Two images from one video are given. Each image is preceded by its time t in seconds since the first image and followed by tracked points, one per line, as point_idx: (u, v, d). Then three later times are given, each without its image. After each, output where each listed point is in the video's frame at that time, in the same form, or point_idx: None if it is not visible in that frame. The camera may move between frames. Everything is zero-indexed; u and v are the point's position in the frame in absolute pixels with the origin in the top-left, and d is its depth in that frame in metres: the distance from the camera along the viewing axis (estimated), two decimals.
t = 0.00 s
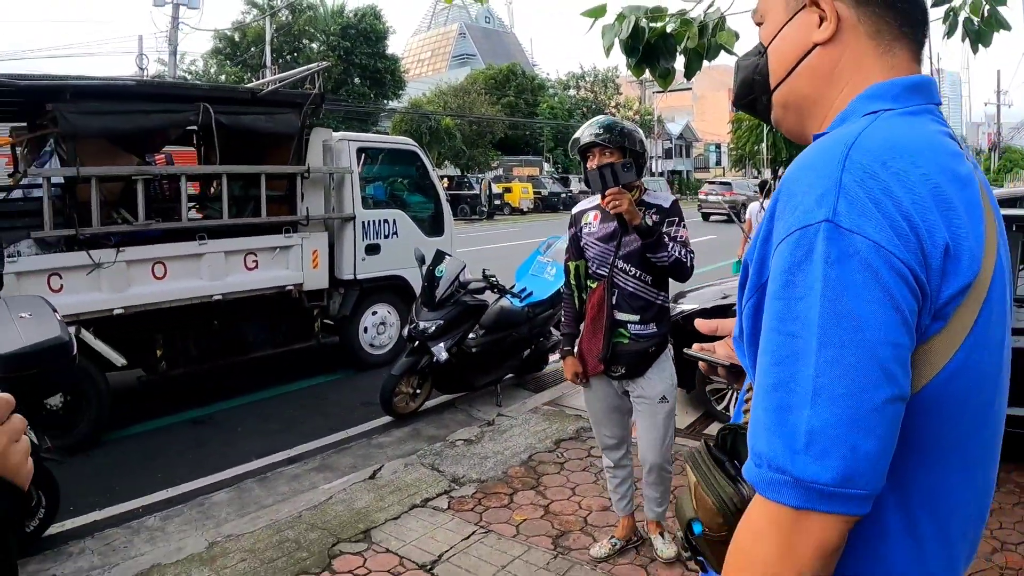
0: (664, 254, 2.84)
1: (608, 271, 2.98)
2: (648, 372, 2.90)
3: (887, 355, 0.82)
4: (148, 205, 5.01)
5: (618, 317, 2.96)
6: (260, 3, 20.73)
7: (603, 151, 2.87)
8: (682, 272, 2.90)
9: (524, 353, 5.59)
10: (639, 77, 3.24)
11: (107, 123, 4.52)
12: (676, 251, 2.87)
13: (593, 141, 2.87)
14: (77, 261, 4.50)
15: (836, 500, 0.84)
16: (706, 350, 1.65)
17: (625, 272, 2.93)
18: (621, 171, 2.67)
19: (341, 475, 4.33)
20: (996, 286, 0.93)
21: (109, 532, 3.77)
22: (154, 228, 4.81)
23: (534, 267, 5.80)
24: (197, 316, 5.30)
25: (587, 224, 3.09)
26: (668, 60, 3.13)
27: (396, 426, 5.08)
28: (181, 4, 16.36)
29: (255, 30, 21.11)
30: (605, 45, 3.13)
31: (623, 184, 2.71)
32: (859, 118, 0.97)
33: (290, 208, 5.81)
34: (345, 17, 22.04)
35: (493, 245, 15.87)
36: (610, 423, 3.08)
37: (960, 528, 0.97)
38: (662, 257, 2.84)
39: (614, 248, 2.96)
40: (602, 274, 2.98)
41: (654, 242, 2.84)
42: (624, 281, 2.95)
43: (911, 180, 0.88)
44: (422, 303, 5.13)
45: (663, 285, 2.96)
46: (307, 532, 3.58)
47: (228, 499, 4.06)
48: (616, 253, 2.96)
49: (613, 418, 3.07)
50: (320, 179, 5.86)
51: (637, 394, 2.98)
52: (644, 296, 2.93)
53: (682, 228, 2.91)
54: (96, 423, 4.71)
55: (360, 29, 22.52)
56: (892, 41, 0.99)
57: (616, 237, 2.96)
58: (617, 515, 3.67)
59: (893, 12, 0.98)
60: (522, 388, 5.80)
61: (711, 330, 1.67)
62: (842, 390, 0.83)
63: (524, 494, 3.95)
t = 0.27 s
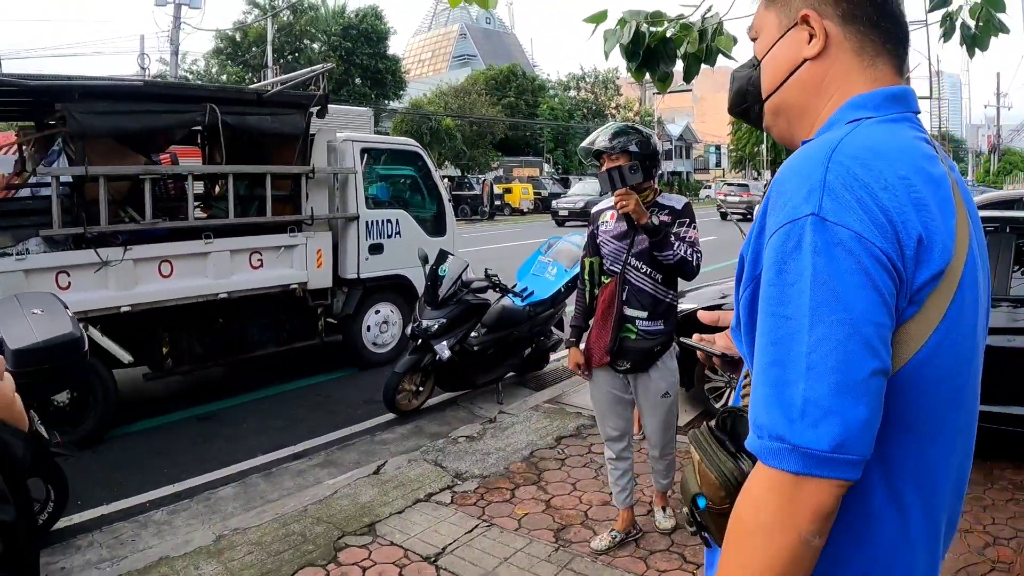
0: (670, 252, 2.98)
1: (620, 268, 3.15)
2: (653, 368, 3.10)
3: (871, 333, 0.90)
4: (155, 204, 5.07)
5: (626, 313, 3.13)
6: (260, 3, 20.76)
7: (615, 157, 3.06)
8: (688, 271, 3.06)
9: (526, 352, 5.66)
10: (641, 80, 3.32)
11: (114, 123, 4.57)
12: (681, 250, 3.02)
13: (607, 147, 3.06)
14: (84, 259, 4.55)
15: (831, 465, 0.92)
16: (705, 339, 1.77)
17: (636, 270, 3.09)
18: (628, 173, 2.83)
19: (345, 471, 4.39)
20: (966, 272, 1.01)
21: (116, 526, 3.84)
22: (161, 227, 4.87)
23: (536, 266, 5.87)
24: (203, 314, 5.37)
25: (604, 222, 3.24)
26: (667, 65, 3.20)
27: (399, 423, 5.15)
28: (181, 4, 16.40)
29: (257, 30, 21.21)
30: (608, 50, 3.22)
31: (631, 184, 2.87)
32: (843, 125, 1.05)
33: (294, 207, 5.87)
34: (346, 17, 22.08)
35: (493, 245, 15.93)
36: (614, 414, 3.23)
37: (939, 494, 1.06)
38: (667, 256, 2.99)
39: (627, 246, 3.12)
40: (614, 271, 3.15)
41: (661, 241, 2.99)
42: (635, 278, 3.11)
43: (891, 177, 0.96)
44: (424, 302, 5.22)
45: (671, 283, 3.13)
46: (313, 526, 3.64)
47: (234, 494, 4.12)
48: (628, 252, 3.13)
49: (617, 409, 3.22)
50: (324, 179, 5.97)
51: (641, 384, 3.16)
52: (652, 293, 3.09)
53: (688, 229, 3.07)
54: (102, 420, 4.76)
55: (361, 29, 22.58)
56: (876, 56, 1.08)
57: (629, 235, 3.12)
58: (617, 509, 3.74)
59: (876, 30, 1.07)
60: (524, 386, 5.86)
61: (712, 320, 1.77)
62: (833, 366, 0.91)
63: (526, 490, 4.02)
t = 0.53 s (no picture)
0: (678, 251, 3.10)
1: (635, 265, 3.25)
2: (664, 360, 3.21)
3: (858, 322, 0.97)
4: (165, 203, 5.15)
5: (640, 307, 3.23)
6: (266, 4, 20.86)
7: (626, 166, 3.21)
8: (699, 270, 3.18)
9: (529, 351, 5.73)
10: (643, 84, 3.38)
11: (126, 124, 4.64)
12: (690, 249, 3.13)
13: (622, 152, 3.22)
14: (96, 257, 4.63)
15: (818, 441, 0.99)
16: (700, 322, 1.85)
17: (649, 267, 3.20)
18: (638, 177, 3.02)
19: (351, 466, 4.46)
20: (948, 268, 1.09)
21: (127, 518, 3.91)
22: (171, 226, 4.95)
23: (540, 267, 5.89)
24: (211, 312, 5.45)
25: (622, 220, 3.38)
26: (668, 69, 3.27)
27: (405, 419, 5.22)
28: (188, 6, 16.52)
29: (263, 32, 21.33)
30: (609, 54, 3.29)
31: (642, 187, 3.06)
32: (836, 129, 1.13)
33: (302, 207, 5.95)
34: (351, 20, 22.18)
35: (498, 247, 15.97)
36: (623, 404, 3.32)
37: (920, 473, 1.14)
38: (676, 254, 3.11)
39: (642, 244, 3.24)
40: (629, 266, 3.25)
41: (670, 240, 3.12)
42: (649, 274, 3.22)
43: (879, 179, 1.03)
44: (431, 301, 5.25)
45: (684, 281, 3.22)
46: (320, 519, 3.72)
47: (242, 488, 4.19)
48: (643, 249, 3.24)
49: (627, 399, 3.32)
50: (332, 180, 6.06)
51: (654, 377, 3.30)
52: (665, 290, 3.19)
53: (700, 229, 3.17)
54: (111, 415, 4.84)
55: (367, 32, 22.66)
56: (862, 64, 1.17)
57: (644, 234, 3.24)
58: (619, 503, 3.80)
59: (862, 40, 1.17)
60: (528, 385, 5.93)
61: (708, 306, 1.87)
62: (822, 351, 0.98)
63: (529, 485, 4.08)
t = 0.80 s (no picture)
0: (682, 257, 3.18)
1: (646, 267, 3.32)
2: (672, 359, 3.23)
3: (841, 327, 1.00)
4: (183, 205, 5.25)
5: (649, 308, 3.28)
6: (284, 8, 21.10)
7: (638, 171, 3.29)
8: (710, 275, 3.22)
9: (541, 354, 5.75)
10: (653, 91, 3.43)
11: (148, 128, 4.72)
12: (696, 255, 3.17)
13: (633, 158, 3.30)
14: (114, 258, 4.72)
15: (805, 441, 1.02)
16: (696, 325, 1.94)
17: (660, 270, 3.25)
18: (647, 184, 3.15)
19: (363, 465, 4.52)
20: (930, 273, 1.12)
21: (142, 513, 4.00)
22: (189, 227, 5.06)
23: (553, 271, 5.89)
24: (227, 313, 5.54)
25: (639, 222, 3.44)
26: (678, 77, 3.32)
27: (416, 420, 5.28)
28: (204, 9, 16.73)
29: (281, 36, 21.57)
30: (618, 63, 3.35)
31: (649, 195, 3.19)
32: (821, 140, 1.17)
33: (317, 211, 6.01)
34: (368, 24, 22.35)
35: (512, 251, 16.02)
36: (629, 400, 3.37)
37: (904, 471, 1.17)
38: (680, 260, 3.18)
39: (653, 247, 3.29)
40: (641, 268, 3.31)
41: (674, 246, 3.20)
42: (660, 277, 3.27)
43: (863, 188, 1.07)
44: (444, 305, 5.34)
45: (694, 285, 3.23)
46: (331, 516, 3.79)
47: (255, 485, 4.26)
48: (655, 252, 3.29)
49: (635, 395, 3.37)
50: (348, 184, 6.21)
51: (664, 373, 3.32)
52: (674, 292, 3.23)
53: (709, 235, 3.18)
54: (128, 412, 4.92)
55: (384, 36, 22.81)
56: (848, 77, 1.21)
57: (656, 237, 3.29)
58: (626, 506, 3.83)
59: (849, 54, 1.20)
60: (539, 388, 5.95)
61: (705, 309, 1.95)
62: (807, 355, 1.01)
63: (538, 486, 4.12)
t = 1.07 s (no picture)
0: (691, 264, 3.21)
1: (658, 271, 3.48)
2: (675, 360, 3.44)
3: (819, 334, 1.03)
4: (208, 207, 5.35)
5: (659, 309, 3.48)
6: (311, 13, 21.34)
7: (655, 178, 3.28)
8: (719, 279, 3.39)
9: (560, 358, 5.74)
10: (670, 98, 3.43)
11: (174, 131, 4.80)
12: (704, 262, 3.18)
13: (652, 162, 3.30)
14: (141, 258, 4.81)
15: (783, 445, 1.04)
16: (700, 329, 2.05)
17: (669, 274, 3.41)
18: (659, 191, 3.25)
19: (381, 464, 4.58)
20: (918, 284, 1.13)
21: (164, 507, 4.12)
22: (215, 229, 5.12)
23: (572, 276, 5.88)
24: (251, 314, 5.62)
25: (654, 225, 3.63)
26: (695, 84, 3.30)
27: (435, 422, 5.32)
28: (233, 13, 17.00)
29: (309, 40, 21.77)
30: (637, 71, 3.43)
31: (662, 202, 3.26)
32: (812, 153, 1.21)
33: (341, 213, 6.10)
34: (394, 28, 22.41)
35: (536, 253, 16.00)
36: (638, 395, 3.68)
37: (889, 478, 1.18)
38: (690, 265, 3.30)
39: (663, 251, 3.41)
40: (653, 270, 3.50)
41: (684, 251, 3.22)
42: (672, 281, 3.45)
43: (846, 200, 1.09)
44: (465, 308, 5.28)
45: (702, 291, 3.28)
46: (348, 513, 3.87)
47: (275, 482, 4.35)
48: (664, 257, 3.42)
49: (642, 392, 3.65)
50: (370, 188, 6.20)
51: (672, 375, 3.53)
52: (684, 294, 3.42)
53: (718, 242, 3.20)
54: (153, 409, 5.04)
55: (410, 40, 22.83)
56: (842, 90, 1.25)
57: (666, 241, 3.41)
58: (639, 509, 3.86)
59: (842, 67, 1.24)
60: (558, 393, 5.96)
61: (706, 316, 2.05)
62: (785, 361, 1.04)
63: (552, 488, 4.15)
